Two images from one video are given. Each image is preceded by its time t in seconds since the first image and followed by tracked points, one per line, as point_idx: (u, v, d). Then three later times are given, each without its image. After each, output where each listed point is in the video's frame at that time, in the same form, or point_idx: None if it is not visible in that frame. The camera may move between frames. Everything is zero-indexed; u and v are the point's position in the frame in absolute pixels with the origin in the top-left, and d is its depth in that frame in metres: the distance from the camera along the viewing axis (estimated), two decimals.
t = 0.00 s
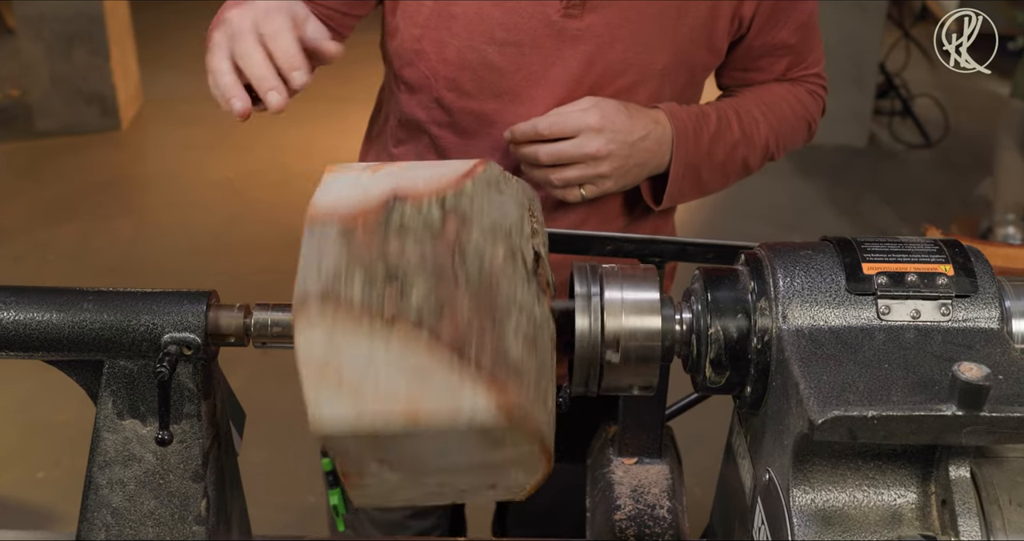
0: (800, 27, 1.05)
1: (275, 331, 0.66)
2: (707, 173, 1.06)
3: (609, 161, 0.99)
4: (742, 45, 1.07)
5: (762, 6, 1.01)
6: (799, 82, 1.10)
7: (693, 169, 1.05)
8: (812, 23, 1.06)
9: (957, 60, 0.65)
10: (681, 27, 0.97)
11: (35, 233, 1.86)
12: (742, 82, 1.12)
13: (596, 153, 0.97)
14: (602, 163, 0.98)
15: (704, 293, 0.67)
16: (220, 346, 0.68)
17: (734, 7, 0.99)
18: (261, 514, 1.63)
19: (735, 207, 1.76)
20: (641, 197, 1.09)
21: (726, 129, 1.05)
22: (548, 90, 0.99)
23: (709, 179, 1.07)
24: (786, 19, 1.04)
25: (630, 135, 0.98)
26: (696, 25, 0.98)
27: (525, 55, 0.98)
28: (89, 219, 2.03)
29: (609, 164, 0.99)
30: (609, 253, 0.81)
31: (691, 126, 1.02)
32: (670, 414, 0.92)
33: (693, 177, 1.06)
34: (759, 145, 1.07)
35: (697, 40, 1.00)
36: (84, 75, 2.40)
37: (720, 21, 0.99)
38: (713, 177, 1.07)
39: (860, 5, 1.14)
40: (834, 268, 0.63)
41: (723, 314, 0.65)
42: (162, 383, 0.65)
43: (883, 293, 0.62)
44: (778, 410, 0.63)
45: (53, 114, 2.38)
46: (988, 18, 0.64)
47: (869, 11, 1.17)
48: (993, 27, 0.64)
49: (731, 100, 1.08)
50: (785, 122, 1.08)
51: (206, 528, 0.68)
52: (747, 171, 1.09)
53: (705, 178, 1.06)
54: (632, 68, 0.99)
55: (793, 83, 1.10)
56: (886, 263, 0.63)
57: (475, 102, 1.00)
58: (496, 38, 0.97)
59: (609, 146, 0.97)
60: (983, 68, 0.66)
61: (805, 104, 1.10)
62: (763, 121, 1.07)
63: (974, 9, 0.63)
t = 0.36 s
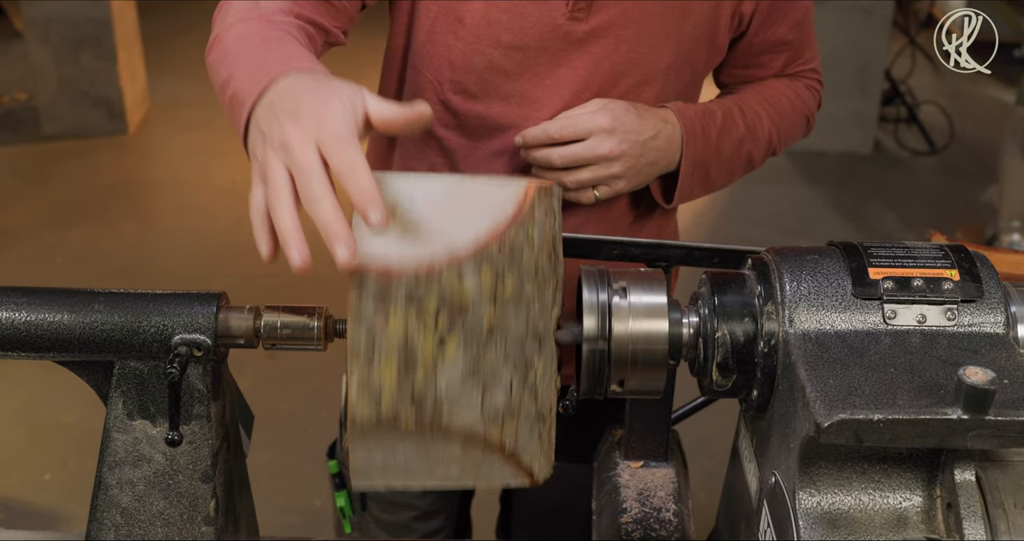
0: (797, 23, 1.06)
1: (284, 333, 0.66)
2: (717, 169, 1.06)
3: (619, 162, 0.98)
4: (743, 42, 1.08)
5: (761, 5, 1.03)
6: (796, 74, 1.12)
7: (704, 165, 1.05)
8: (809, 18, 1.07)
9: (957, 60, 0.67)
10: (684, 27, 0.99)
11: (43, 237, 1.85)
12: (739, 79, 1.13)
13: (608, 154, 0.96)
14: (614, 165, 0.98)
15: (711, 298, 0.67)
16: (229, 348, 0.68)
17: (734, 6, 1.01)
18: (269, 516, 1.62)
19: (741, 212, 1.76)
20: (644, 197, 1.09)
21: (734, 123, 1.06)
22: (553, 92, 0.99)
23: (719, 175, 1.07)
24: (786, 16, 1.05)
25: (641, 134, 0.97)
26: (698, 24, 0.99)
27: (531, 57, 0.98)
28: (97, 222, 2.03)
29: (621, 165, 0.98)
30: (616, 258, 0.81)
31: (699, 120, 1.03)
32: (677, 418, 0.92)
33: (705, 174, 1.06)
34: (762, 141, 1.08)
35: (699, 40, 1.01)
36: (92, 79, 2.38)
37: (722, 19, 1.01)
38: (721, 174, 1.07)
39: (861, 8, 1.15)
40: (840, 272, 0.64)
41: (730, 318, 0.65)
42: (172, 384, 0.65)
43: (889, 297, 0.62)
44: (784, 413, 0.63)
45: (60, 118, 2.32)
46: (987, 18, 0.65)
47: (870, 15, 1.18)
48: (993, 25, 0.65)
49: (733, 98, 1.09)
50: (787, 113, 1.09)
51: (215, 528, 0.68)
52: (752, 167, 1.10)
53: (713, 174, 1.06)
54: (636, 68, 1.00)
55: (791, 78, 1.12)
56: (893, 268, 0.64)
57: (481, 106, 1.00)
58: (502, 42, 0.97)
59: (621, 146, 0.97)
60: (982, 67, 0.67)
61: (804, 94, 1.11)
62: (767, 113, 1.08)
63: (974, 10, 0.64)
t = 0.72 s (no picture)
0: (797, 27, 1.06)
1: (291, 328, 0.66)
2: (710, 172, 1.07)
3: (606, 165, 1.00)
4: (742, 45, 1.08)
5: (761, 6, 1.02)
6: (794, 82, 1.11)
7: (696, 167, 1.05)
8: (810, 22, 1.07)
9: (956, 60, 0.67)
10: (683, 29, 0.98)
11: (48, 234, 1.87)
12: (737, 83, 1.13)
13: (594, 156, 0.98)
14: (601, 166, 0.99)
15: (716, 293, 0.67)
16: (236, 342, 0.68)
17: (735, 8, 1.01)
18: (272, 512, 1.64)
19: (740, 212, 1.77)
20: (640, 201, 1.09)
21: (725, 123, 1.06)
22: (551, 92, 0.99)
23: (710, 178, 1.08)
24: (785, 18, 1.05)
25: (628, 137, 0.98)
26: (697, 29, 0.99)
27: (529, 59, 0.98)
28: (101, 220, 2.04)
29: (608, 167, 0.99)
30: (621, 253, 0.81)
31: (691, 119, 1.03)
32: (680, 414, 0.93)
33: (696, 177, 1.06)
34: (756, 146, 1.08)
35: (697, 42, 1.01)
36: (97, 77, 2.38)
37: (721, 21, 1.00)
38: (712, 177, 1.08)
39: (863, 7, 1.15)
40: (844, 268, 0.64)
41: (735, 313, 0.65)
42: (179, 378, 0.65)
43: (893, 293, 0.62)
44: (788, 408, 0.63)
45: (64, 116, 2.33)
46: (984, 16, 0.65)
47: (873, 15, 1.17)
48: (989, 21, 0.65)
49: (729, 100, 1.09)
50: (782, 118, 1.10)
51: (222, 521, 0.69)
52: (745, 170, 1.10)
53: (704, 177, 1.07)
54: (636, 69, 1.00)
55: (789, 82, 1.11)
56: (896, 264, 0.64)
57: (478, 106, 1.01)
58: (500, 43, 0.97)
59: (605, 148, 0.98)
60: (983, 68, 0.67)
61: (801, 102, 1.11)
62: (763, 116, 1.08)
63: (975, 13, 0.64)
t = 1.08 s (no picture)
0: (809, 30, 1.06)
1: (298, 323, 0.67)
2: (718, 177, 1.07)
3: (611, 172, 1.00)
4: (753, 47, 1.08)
5: (771, 8, 1.02)
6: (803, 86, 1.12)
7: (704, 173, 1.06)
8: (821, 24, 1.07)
9: (957, 60, 0.68)
10: (688, 29, 0.98)
11: (53, 231, 1.91)
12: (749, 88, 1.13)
13: (598, 161, 0.99)
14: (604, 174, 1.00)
15: (722, 290, 0.67)
16: (242, 338, 0.69)
17: (743, 10, 1.00)
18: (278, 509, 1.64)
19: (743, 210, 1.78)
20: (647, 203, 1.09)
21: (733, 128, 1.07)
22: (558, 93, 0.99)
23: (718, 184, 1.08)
24: (796, 21, 1.05)
25: (632, 142, 0.98)
26: (704, 30, 0.99)
27: (535, 59, 0.97)
28: (109, 216, 2.05)
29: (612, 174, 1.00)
30: (626, 251, 0.81)
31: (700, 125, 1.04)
32: (687, 411, 0.93)
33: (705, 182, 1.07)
34: (766, 150, 1.09)
35: (705, 43, 1.00)
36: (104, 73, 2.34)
37: (730, 21, 1.00)
38: (721, 182, 1.08)
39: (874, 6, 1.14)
40: (851, 265, 0.64)
41: (741, 310, 0.66)
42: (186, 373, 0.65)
43: (899, 291, 0.62)
44: (795, 406, 0.63)
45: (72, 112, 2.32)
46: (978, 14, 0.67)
47: (883, 14, 1.16)
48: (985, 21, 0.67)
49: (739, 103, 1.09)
50: (791, 122, 1.10)
51: (228, 517, 0.68)
52: (754, 174, 1.10)
53: (712, 182, 1.07)
54: (643, 70, 0.99)
55: (801, 85, 1.12)
56: (903, 261, 0.64)
57: (488, 107, 1.00)
58: (506, 44, 0.97)
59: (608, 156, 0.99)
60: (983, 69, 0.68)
61: (811, 105, 1.11)
62: (771, 122, 1.09)
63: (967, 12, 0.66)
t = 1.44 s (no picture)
0: (824, 18, 1.05)
1: (298, 320, 0.67)
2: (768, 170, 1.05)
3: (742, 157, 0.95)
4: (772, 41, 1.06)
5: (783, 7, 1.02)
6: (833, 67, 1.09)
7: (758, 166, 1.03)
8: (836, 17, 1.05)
9: (957, 60, 0.70)
10: (693, 28, 0.97)
11: (56, 226, 1.92)
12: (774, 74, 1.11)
13: (723, 137, 0.92)
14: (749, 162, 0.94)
15: (722, 290, 0.67)
16: (243, 335, 0.68)
17: (750, 8, 1.00)
18: (277, 507, 1.64)
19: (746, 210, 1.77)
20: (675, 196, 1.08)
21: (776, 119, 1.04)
22: (562, 91, 0.99)
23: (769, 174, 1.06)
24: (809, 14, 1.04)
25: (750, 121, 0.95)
26: (708, 29, 0.98)
27: (540, 56, 0.97)
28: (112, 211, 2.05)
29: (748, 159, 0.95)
30: (627, 250, 0.81)
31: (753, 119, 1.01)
32: (688, 411, 0.93)
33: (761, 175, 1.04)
34: (813, 135, 1.06)
35: (710, 41, 1.00)
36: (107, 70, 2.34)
37: (735, 20, 1.00)
38: (780, 170, 1.05)
39: (878, 5, 1.13)
40: (852, 266, 0.64)
41: (742, 310, 0.66)
42: (187, 370, 0.65)
43: (901, 292, 0.62)
44: (795, 406, 0.63)
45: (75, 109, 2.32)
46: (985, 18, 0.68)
47: (888, 13, 1.15)
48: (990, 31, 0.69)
49: (778, 93, 1.06)
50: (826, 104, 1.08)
51: (227, 514, 0.69)
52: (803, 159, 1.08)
53: (775, 171, 1.04)
54: (650, 70, 0.98)
55: (827, 69, 1.09)
56: (904, 262, 0.64)
57: (491, 102, 1.00)
58: (510, 40, 0.97)
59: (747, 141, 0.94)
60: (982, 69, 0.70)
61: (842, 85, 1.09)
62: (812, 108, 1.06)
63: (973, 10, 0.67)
